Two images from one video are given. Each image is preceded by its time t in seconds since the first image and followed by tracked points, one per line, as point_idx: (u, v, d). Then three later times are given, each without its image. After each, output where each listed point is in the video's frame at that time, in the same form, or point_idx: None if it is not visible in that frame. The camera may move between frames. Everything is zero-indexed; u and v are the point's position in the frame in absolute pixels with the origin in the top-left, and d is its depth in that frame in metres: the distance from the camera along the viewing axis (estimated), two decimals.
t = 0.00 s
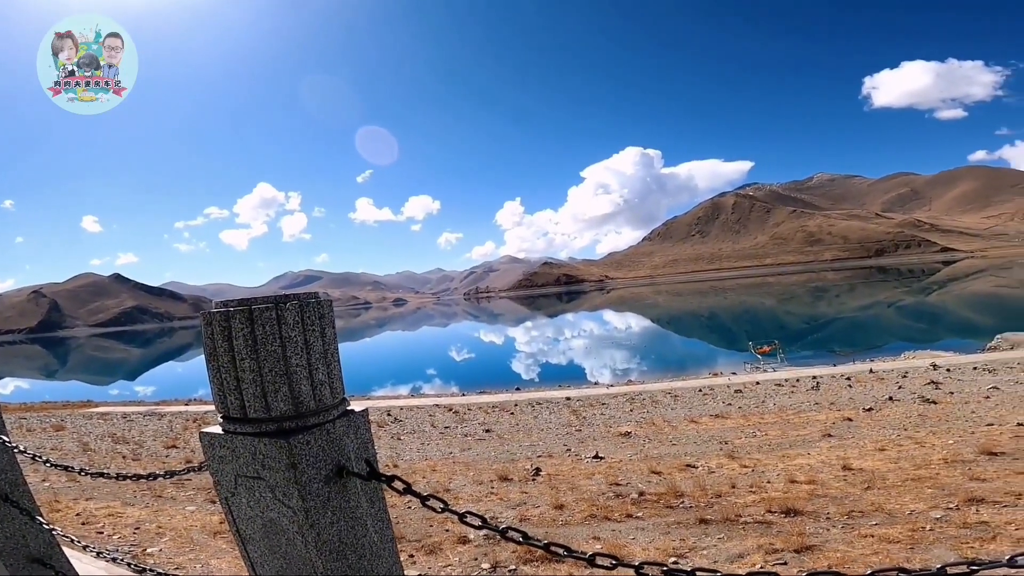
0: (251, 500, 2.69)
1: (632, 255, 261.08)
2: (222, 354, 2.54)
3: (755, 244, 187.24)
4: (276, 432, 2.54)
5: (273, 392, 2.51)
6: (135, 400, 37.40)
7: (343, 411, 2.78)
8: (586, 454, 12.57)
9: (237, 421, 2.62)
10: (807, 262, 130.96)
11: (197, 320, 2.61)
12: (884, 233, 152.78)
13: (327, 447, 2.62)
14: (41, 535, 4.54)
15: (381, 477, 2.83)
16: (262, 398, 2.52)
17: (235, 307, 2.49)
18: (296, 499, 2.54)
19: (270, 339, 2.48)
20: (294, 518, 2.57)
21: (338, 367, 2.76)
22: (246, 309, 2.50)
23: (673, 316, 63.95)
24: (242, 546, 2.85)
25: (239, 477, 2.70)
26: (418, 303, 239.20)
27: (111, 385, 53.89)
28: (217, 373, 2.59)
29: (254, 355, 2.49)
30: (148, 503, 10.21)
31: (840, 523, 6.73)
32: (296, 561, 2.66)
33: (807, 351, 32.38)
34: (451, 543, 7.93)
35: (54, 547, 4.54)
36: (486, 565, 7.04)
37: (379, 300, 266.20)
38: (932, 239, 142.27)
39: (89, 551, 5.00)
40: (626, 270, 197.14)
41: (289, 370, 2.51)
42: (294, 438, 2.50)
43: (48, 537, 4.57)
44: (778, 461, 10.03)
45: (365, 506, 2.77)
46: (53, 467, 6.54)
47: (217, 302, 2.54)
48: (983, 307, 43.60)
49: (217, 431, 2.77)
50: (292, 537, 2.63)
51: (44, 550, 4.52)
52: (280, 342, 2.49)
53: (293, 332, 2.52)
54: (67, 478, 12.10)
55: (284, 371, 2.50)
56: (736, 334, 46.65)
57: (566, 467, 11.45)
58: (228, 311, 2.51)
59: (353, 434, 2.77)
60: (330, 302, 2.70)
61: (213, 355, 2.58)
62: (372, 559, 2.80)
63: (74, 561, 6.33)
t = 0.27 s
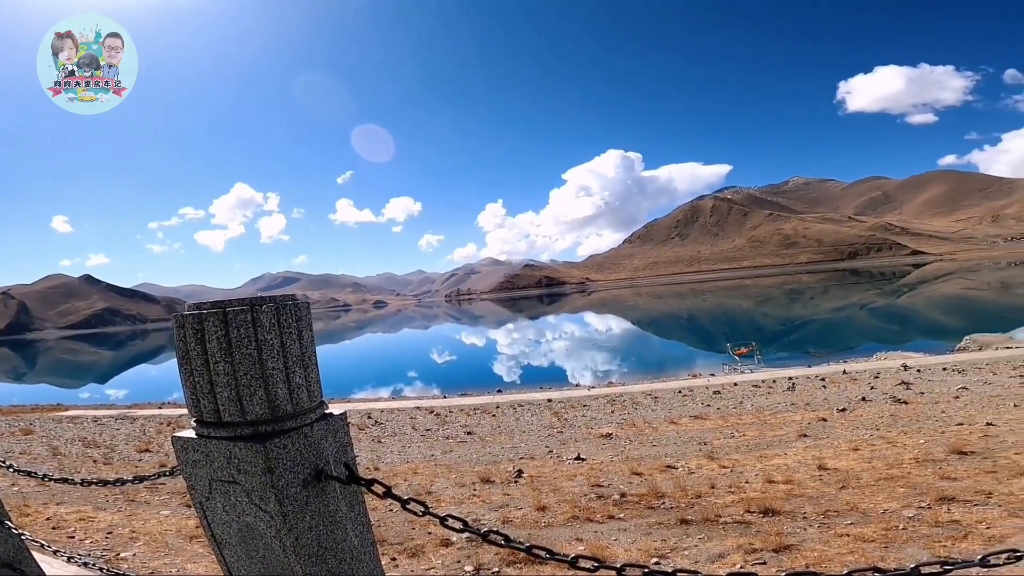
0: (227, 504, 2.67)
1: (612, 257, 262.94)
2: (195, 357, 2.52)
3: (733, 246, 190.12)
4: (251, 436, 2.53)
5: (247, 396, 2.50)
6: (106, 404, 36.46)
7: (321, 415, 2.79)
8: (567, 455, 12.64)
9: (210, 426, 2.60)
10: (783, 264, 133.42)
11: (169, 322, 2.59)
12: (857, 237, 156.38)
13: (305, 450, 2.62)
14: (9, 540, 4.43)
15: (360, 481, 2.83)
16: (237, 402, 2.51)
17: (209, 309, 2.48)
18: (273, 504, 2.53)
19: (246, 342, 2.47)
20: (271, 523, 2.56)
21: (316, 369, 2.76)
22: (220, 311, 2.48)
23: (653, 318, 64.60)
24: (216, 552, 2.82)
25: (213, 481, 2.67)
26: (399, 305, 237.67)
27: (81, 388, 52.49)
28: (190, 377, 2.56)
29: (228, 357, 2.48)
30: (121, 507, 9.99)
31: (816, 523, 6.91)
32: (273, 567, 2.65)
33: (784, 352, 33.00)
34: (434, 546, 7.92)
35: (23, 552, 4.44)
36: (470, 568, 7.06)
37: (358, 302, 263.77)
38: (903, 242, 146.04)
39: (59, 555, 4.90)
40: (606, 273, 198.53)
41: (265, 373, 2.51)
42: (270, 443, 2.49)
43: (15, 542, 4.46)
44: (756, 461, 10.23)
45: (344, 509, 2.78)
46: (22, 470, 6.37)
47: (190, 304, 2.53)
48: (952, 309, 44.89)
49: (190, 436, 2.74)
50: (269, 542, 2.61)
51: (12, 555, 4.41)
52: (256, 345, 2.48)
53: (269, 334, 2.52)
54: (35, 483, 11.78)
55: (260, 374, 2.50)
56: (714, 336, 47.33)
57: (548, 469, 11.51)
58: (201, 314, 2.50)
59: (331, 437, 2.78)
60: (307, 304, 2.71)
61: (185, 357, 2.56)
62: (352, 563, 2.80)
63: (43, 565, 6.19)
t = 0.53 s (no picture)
0: (215, 510, 2.66)
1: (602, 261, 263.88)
2: (182, 362, 2.52)
3: (720, 251, 191.72)
4: (239, 441, 2.54)
5: (236, 402, 2.50)
6: (89, 408, 35.93)
7: (311, 420, 2.80)
8: (558, 459, 12.66)
9: (198, 431, 2.61)
10: (770, 269, 134.68)
11: (155, 328, 2.58)
12: (842, 241, 158.36)
13: (295, 456, 2.63)
14: None
15: (351, 486, 2.84)
16: (225, 407, 2.51)
17: (196, 314, 2.48)
18: (262, 509, 2.53)
19: (234, 347, 2.48)
20: (259, 529, 2.56)
21: (306, 375, 2.77)
22: (208, 316, 2.49)
23: (642, 322, 64.96)
24: (203, 557, 2.81)
25: (201, 487, 2.67)
26: (387, 309, 236.36)
27: (63, 393, 51.58)
28: (176, 383, 2.56)
29: (216, 363, 2.48)
30: (105, 512, 9.85)
31: (804, 525, 6.99)
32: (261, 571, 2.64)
33: (771, 356, 33.32)
34: (425, 550, 7.90)
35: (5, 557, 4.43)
36: (460, 572, 7.06)
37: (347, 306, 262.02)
38: (887, 247, 148.14)
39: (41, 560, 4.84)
40: (595, 277, 199.20)
41: (254, 379, 2.51)
42: (259, 449, 2.49)
43: None
44: (744, 464, 10.32)
45: (335, 514, 2.79)
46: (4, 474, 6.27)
47: (176, 310, 2.53)
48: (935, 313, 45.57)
49: (177, 441, 2.73)
50: (259, 549, 2.61)
51: None
52: (245, 350, 2.49)
53: (258, 339, 2.52)
54: (17, 488, 11.58)
55: (248, 380, 2.51)
56: (703, 339, 47.67)
57: (538, 472, 11.54)
58: (188, 319, 2.49)
59: (322, 442, 2.78)
60: (297, 309, 2.72)
61: (172, 363, 2.56)
62: (342, 568, 2.82)
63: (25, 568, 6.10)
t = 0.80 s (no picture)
0: (216, 515, 2.65)
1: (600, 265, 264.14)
2: (182, 367, 2.52)
3: (718, 254, 192.13)
4: (240, 447, 2.53)
5: (237, 407, 2.50)
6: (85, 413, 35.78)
7: (312, 425, 2.80)
8: (557, 463, 12.65)
9: (199, 436, 2.60)
10: (768, 272, 134.98)
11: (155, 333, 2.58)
12: (839, 245, 158.87)
13: (296, 460, 2.62)
14: None
15: (352, 490, 2.84)
16: (226, 412, 2.50)
17: (197, 320, 2.48)
18: (263, 514, 2.53)
19: (235, 353, 2.48)
20: (261, 534, 2.56)
21: (307, 381, 2.77)
22: (209, 322, 2.49)
23: (640, 326, 65.02)
24: (204, 560, 2.80)
25: (202, 492, 2.66)
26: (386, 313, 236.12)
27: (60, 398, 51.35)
28: (177, 388, 2.56)
29: (217, 368, 2.48)
30: (102, 517, 9.81)
31: (804, 527, 6.99)
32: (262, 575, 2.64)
33: (770, 359, 33.38)
34: (424, 554, 7.87)
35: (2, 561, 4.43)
36: None
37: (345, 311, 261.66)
38: (884, 249, 148.64)
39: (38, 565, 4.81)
40: (593, 282, 199.40)
41: (255, 384, 2.51)
42: (260, 454, 2.49)
43: None
44: (743, 467, 10.32)
45: (336, 519, 2.78)
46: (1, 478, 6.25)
47: (177, 316, 2.53)
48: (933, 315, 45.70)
49: (178, 446, 2.73)
50: (260, 553, 2.60)
51: None
52: (246, 355, 2.49)
53: (259, 345, 2.52)
54: (15, 492, 11.52)
55: (249, 385, 2.50)
56: (701, 343, 47.72)
57: (538, 476, 11.52)
58: (189, 325, 2.50)
59: (322, 447, 2.78)
60: (297, 315, 2.72)
61: (173, 368, 2.56)
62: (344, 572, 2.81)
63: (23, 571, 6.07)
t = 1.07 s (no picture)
0: (218, 515, 2.65)
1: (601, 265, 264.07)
2: (185, 369, 2.52)
3: (719, 254, 192.08)
4: (244, 447, 2.54)
5: (240, 409, 2.50)
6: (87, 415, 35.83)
7: (315, 426, 2.79)
8: (558, 463, 12.65)
9: (202, 437, 2.60)
10: (769, 272, 134.89)
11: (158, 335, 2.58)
12: (840, 245, 158.76)
13: (298, 460, 2.62)
14: None
15: (354, 491, 2.84)
16: (229, 414, 2.51)
17: (200, 322, 2.49)
18: (267, 514, 2.53)
19: (238, 354, 2.48)
20: (264, 534, 2.56)
21: (309, 382, 2.77)
22: (212, 324, 2.49)
23: (641, 326, 64.98)
24: (206, 562, 2.80)
25: (205, 493, 2.66)
26: (387, 314, 236.22)
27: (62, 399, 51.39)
28: (180, 390, 2.56)
29: (219, 370, 2.49)
30: (105, 518, 9.82)
31: (805, 527, 6.99)
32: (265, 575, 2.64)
33: (771, 359, 33.36)
34: (425, 555, 7.87)
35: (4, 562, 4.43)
36: None
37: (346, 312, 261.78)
38: (885, 249, 148.53)
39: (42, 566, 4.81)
40: (594, 282, 199.34)
41: (257, 386, 2.51)
42: (263, 455, 2.49)
43: None
44: (745, 467, 10.32)
45: (338, 520, 2.78)
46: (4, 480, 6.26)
47: (179, 318, 2.54)
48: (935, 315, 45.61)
49: (180, 448, 2.74)
50: (263, 553, 2.60)
51: None
52: (249, 357, 2.49)
53: (262, 346, 2.52)
54: (17, 493, 11.54)
55: (252, 386, 2.51)
56: (702, 343, 47.72)
57: (539, 477, 11.52)
58: (192, 327, 2.50)
59: (324, 448, 2.78)
60: (299, 316, 2.72)
61: (176, 369, 2.56)
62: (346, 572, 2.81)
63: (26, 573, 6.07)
